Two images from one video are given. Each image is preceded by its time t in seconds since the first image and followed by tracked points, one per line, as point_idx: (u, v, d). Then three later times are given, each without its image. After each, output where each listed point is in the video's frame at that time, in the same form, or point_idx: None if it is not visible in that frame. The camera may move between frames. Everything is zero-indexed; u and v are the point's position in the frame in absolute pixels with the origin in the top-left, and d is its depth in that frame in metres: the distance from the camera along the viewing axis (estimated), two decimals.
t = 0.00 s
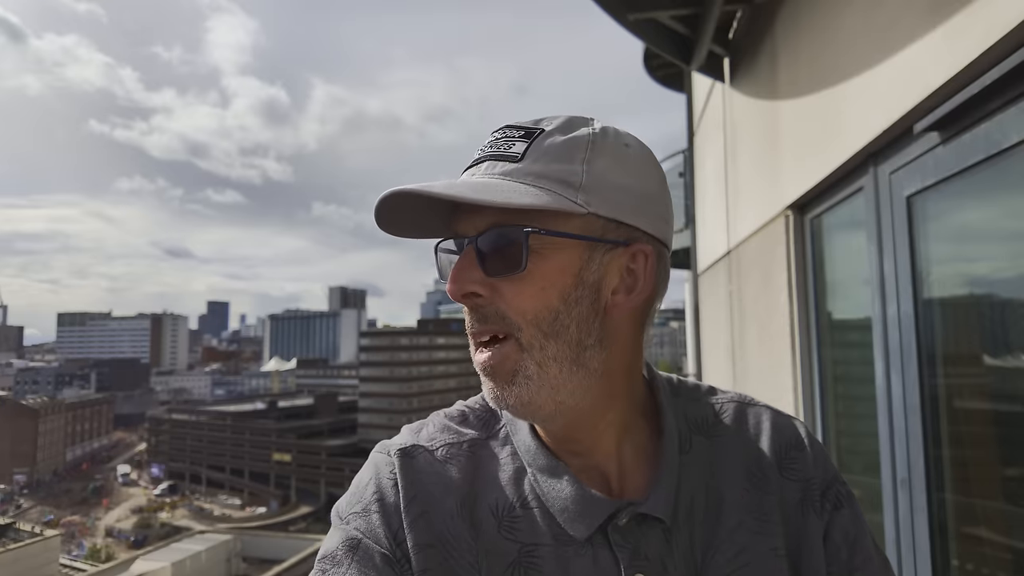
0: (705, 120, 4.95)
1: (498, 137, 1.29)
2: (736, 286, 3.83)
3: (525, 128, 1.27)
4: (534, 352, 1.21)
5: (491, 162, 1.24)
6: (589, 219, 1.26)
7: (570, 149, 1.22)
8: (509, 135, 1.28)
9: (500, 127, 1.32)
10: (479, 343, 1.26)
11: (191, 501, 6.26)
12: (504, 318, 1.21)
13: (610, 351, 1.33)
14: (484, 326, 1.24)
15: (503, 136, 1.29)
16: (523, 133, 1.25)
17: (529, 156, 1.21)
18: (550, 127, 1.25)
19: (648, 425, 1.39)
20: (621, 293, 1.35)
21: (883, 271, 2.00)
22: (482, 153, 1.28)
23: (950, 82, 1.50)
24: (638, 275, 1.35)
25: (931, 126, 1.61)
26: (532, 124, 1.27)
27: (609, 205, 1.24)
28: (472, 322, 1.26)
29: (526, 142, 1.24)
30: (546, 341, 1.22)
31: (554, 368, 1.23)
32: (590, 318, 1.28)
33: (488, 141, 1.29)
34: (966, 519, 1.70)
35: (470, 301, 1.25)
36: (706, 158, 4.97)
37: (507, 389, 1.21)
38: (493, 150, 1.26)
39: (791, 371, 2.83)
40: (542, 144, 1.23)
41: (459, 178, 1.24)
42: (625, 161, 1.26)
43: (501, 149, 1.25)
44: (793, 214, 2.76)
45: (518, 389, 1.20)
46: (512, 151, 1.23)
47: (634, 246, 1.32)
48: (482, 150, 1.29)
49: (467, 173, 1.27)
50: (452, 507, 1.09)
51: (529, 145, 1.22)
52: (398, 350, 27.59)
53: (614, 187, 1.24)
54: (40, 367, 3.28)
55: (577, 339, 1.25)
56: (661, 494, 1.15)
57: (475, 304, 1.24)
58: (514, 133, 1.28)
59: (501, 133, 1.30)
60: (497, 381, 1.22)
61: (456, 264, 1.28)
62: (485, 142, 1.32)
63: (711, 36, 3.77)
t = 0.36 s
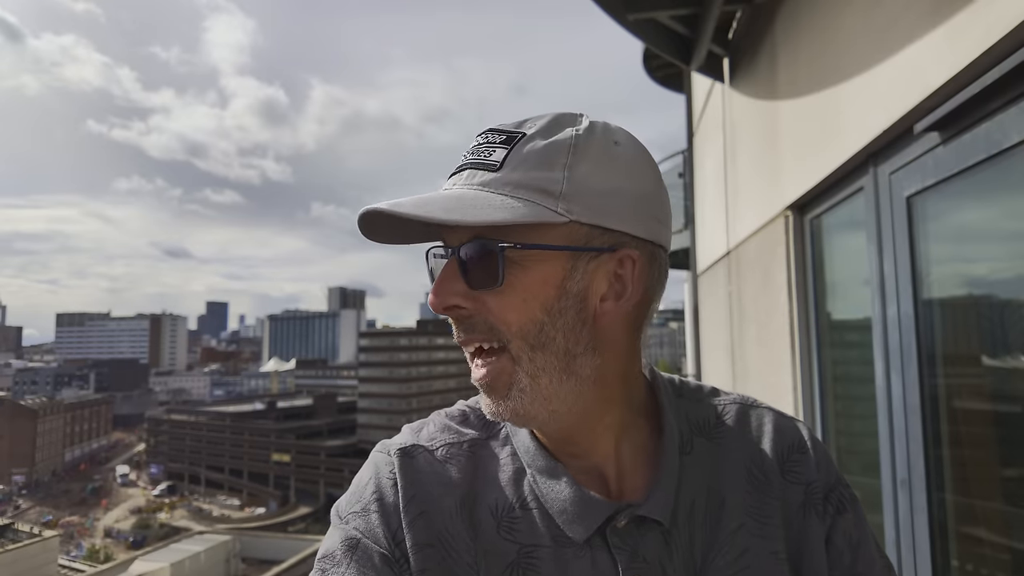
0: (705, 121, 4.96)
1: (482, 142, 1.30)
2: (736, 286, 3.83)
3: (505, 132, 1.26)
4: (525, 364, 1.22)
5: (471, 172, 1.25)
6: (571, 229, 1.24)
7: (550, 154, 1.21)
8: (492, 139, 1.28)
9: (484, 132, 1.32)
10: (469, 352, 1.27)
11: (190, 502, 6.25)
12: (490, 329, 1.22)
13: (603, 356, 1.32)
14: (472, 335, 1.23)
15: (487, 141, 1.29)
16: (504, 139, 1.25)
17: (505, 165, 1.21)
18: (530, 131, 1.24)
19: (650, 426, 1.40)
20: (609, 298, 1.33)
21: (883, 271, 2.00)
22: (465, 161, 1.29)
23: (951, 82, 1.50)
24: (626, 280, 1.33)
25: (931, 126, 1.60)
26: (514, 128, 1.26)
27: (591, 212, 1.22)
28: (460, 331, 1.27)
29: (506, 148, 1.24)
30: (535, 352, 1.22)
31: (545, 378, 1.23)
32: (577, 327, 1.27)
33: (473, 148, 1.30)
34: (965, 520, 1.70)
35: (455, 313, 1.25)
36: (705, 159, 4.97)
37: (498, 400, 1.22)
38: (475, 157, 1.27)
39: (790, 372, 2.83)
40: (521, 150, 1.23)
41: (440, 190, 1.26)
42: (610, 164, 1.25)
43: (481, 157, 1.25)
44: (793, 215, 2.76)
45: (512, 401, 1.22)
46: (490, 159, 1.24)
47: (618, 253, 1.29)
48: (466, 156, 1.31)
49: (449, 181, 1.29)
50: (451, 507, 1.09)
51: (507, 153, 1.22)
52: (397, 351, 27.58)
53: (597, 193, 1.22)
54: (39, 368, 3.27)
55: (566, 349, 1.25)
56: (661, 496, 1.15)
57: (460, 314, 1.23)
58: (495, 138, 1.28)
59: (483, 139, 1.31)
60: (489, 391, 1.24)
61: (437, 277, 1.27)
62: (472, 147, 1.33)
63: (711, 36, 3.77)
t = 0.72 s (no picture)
0: (705, 122, 4.96)
1: (473, 149, 1.31)
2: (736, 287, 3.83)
3: (494, 139, 1.27)
4: (497, 370, 1.22)
5: (458, 179, 1.28)
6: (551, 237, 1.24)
7: (534, 163, 1.22)
8: (483, 146, 1.29)
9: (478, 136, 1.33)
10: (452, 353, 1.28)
11: (189, 502, 6.25)
12: (468, 332, 1.23)
13: (592, 366, 1.29)
14: (451, 338, 1.26)
15: (477, 147, 1.30)
16: (493, 146, 1.27)
17: (490, 173, 1.23)
18: (518, 138, 1.25)
19: (646, 430, 1.40)
20: (591, 310, 1.30)
21: (883, 273, 2.00)
22: (456, 168, 1.31)
23: (951, 83, 1.50)
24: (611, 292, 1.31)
25: (931, 127, 1.60)
26: (504, 135, 1.27)
27: (575, 221, 1.22)
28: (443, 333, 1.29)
29: (493, 156, 1.25)
30: (510, 360, 1.22)
31: (519, 385, 1.22)
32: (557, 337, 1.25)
33: (464, 154, 1.32)
34: (965, 520, 1.70)
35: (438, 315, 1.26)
36: (705, 159, 4.96)
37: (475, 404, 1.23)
38: (464, 165, 1.29)
39: (790, 373, 2.82)
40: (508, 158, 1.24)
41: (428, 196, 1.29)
42: (597, 172, 1.24)
43: (470, 165, 1.27)
44: (793, 215, 2.75)
45: (484, 403, 1.22)
46: (479, 167, 1.26)
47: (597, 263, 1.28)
48: (457, 163, 1.32)
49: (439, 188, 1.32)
50: (449, 512, 1.09)
51: (494, 162, 1.24)
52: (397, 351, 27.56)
53: (580, 202, 1.22)
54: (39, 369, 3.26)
55: (543, 358, 1.23)
56: (660, 499, 1.15)
57: (441, 317, 1.25)
58: (485, 145, 1.29)
59: (475, 144, 1.32)
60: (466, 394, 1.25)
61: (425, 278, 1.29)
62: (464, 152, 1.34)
63: (710, 37, 3.78)
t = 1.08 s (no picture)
0: (704, 123, 4.96)
1: (471, 153, 1.31)
2: (735, 288, 3.83)
3: (495, 143, 1.27)
4: (498, 374, 1.21)
5: (460, 181, 1.28)
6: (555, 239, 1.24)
7: (535, 166, 1.22)
8: (482, 150, 1.29)
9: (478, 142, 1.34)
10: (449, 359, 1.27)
11: (189, 502, 6.23)
12: (468, 336, 1.22)
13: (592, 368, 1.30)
14: (451, 343, 1.25)
15: (476, 151, 1.30)
16: (493, 150, 1.27)
17: (491, 175, 1.23)
18: (519, 142, 1.25)
19: (641, 435, 1.40)
20: (592, 311, 1.30)
21: (882, 276, 2.00)
22: (454, 172, 1.31)
23: (949, 86, 1.50)
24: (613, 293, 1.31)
25: (929, 130, 1.61)
26: (503, 139, 1.28)
27: (575, 224, 1.22)
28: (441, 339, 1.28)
29: (493, 159, 1.25)
30: (511, 363, 1.21)
31: (518, 390, 1.21)
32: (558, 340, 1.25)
33: (462, 158, 1.32)
34: (964, 521, 1.70)
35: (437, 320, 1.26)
36: (705, 161, 4.90)
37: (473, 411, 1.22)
38: (462, 168, 1.29)
39: (789, 375, 2.83)
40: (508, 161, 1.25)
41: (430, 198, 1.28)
42: (598, 177, 1.25)
43: (470, 168, 1.27)
44: (792, 217, 2.76)
45: (479, 409, 1.21)
46: (479, 170, 1.26)
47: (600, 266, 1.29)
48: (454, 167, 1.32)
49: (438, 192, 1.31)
50: (445, 518, 1.09)
51: (495, 164, 1.24)
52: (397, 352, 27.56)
53: (580, 206, 1.22)
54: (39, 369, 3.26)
55: (544, 361, 1.23)
56: (657, 506, 1.15)
57: (439, 320, 1.24)
58: (486, 148, 1.29)
59: (475, 148, 1.32)
60: (462, 401, 1.24)
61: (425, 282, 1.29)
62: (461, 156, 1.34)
63: (709, 39, 3.78)
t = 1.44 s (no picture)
0: (702, 124, 4.96)
1: (524, 145, 1.29)
2: (733, 291, 3.83)
3: (556, 139, 1.30)
4: (598, 371, 1.25)
5: (543, 172, 1.24)
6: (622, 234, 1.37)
7: (602, 167, 1.31)
8: (540, 144, 1.30)
9: (518, 133, 1.31)
10: (532, 366, 1.23)
11: (188, 502, 6.23)
12: (573, 336, 1.23)
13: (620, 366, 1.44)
14: (552, 345, 1.22)
15: (529, 145, 1.29)
16: (555, 145, 1.29)
17: (580, 168, 1.27)
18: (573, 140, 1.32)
19: (621, 443, 1.39)
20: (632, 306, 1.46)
21: (879, 280, 2.00)
22: (521, 162, 1.26)
23: (944, 91, 1.50)
24: (640, 288, 1.46)
25: (926, 134, 1.61)
26: (552, 136, 1.31)
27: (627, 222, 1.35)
28: (526, 343, 1.23)
29: (569, 153, 1.28)
30: (610, 358, 1.28)
31: (613, 382, 1.28)
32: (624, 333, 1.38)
33: (518, 149, 1.27)
34: (962, 523, 1.69)
35: (535, 319, 1.24)
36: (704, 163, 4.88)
37: (580, 409, 1.22)
38: (533, 159, 1.26)
39: (787, 377, 2.82)
40: (577, 157, 1.31)
41: (516, 189, 1.22)
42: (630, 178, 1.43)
43: (546, 160, 1.26)
44: (789, 220, 2.76)
45: (589, 406, 1.23)
46: (558, 162, 1.27)
47: (636, 261, 1.44)
48: (513, 158, 1.27)
49: (514, 180, 1.24)
50: (424, 537, 1.11)
51: (575, 157, 1.28)
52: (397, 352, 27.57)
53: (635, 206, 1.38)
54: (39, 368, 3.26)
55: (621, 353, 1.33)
56: (638, 514, 1.14)
57: (542, 319, 1.23)
58: (545, 143, 1.30)
59: (525, 141, 1.30)
60: (564, 404, 1.22)
61: (512, 287, 1.27)
62: (505, 150, 1.28)
63: (708, 40, 3.79)
